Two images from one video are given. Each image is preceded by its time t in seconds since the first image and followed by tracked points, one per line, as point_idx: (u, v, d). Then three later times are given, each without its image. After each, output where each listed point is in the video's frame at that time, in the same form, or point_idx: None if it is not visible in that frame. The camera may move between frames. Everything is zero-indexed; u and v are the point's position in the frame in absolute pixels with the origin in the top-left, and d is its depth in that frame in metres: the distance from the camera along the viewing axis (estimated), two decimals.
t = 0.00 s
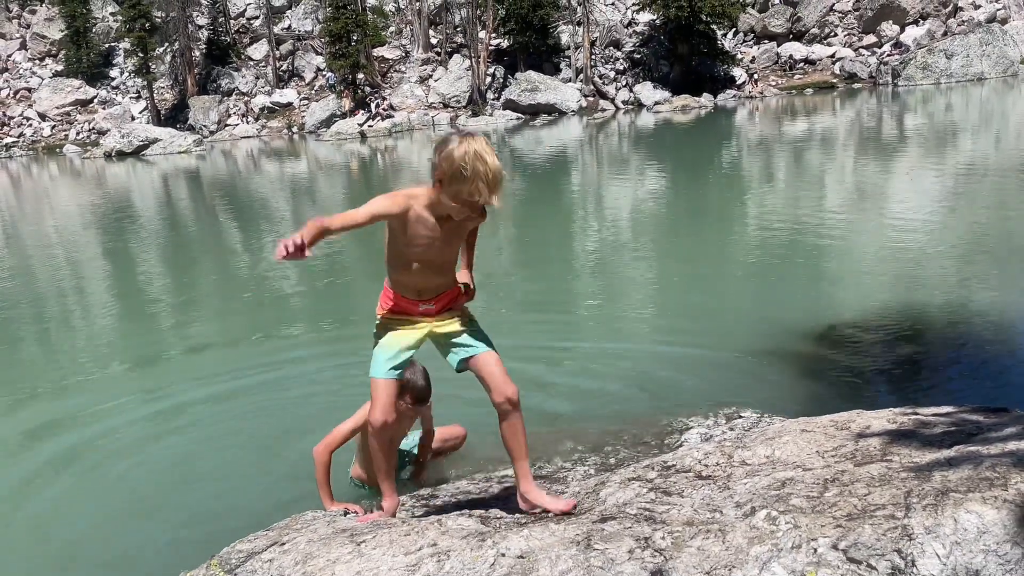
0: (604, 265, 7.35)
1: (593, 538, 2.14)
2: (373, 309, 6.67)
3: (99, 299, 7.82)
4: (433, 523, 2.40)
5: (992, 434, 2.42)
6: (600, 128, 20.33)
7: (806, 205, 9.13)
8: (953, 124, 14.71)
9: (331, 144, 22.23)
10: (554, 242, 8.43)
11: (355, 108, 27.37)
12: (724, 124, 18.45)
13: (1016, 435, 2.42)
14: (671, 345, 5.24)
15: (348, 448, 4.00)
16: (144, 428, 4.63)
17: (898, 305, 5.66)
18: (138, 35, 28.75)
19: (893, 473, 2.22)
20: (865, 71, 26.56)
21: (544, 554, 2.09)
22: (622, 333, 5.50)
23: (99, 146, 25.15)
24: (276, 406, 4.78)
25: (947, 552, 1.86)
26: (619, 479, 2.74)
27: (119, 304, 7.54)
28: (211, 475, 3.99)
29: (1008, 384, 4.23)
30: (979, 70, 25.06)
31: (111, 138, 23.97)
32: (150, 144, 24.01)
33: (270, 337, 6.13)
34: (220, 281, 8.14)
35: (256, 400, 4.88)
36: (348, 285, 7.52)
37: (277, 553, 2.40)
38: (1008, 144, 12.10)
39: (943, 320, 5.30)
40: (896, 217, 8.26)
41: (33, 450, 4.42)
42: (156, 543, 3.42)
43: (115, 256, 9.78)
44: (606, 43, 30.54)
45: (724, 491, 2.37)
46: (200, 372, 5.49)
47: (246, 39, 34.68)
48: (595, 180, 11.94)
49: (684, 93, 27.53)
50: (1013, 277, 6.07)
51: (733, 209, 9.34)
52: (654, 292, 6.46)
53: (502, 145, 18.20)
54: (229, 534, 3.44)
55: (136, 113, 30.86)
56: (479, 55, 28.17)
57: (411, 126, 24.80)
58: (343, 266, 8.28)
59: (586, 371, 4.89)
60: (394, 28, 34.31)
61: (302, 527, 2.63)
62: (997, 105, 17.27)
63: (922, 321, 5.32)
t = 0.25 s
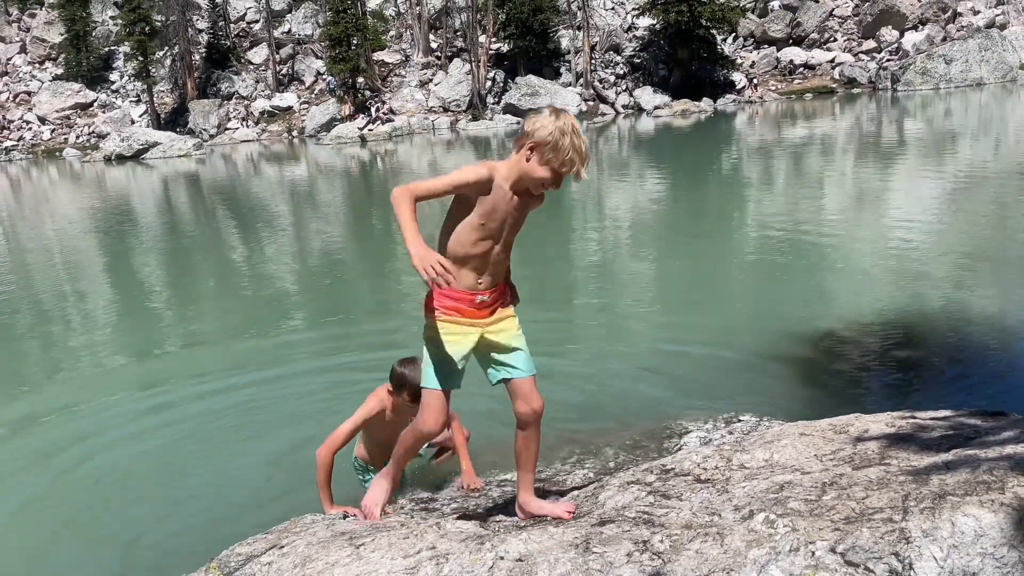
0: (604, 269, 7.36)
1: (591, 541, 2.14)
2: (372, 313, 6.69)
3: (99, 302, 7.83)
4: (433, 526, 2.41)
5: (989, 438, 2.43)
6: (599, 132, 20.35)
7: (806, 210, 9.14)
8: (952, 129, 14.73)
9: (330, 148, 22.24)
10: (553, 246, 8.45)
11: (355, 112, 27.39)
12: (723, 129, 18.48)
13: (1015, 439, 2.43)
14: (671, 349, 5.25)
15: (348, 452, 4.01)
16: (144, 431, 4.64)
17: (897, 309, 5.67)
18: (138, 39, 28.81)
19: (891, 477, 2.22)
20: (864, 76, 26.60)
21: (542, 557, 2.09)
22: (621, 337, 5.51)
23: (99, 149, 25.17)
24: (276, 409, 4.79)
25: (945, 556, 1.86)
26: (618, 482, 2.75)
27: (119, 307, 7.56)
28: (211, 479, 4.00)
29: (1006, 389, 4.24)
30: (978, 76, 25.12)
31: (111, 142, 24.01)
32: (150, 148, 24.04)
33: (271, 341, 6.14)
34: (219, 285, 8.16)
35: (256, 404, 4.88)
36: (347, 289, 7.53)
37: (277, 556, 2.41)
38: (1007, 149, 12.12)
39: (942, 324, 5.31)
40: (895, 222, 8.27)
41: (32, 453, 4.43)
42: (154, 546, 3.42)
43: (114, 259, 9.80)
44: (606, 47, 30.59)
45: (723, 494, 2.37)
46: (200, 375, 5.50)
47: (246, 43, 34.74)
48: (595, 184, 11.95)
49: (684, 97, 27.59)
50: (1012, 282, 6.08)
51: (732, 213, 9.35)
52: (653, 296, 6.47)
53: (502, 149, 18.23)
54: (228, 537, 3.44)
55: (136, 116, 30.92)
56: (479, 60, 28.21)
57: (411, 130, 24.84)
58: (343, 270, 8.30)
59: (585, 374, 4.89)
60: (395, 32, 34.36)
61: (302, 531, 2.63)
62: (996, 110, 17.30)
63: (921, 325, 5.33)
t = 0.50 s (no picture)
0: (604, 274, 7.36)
1: (589, 545, 2.13)
2: (372, 317, 6.68)
3: (98, 307, 7.82)
4: (430, 529, 2.40)
5: (989, 443, 2.43)
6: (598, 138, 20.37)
7: (806, 215, 9.15)
8: (951, 136, 14.75)
9: (330, 153, 22.26)
10: (553, 251, 8.45)
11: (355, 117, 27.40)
12: (722, 134, 18.50)
13: (1014, 443, 2.43)
14: (670, 354, 5.25)
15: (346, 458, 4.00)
16: (142, 435, 4.63)
17: (897, 315, 5.67)
18: (138, 44, 28.86)
19: (891, 481, 2.21)
20: (863, 82, 26.65)
21: (539, 560, 2.08)
22: (620, 342, 5.51)
23: (98, 154, 25.17)
24: (274, 414, 4.78)
25: (944, 560, 1.85)
26: (616, 487, 2.74)
27: (118, 312, 7.55)
28: (211, 482, 4.00)
29: (1006, 394, 4.23)
30: (977, 82, 25.16)
31: (111, 147, 24.03)
32: (150, 152, 24.05)
33: (270, 345, 6.13)
34: (218, 289, 8.15)
35: (255, 409, 4.88)
36: (347, 294, 7.53)
37: (274, 560, 2.40)
38: (1006, 156, 12.14)
39: (941, 330, 5.31)
40: (894, 228, 8.28)
41: (30, 457, 4.42)
42: (152, 550, 3.41)
43: (113, 264, 9.79)
44: (606, 53, 30.65)
45: (722, 499, 2.37)
46: (199, 380, 5.49)
47: (246, 48, 34.79)
48: (594, 190, 11.95)
49: (683, 103, 27.62)
50: (1011, 288, 6.08)
51: (732, 219, 9.35)
52: (653, 301, 6.47)
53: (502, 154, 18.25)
54: (226, 541, 3.43)
55: (136, 121, 30.94)
56: (479, 65, 28.25)
57: (410, 136, 24.86)
58: (342, 275, 8.29)
59: (584, 379, 4.89)
60: (395, 38, 34.41)
61: (299, 534, 2.62)
62: (995, 117, 17.34)
63: (920, 331, 5.33)
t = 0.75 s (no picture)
0: (603, 280, 7.37)
1: (587, 549, 2.13)
2: (371, 323, 6.68)
3: (97, 312, 7.83)
4: (428, 534, 2.40)
5: (988, 448, 2.43)
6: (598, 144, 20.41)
7: (804, 222, 9.16)
8: (949, 143, 14.78)
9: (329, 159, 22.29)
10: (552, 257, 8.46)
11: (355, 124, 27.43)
12: (721, 141, 18.53)
13: (1012, 448, 2.43)
14: (669, 360, 5.25)
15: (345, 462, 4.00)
16: (141, 440, 4.63)
17: (895, 321, 5.67)
18: (138, 50, 28.94)
19: (890, 486, 2.22)
20: (862, 90, 26.72)
21: (537, 565, 2.08)
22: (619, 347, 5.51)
23: (98, 160, 25.20)
24: (273, 419, 4.78)
25: (943, 564, 1.85)
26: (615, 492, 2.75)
27: (117, 317, 7.55)
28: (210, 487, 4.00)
29: (1005, 400, 4.23)
30: (975, 90, 25.23)
31: (111, 152, 24.07)
32: (149, 158, 24.06)
33: (269, 350, 6.14)
34: (217, 295, 8.16)
35: (254, 415, 4.88)
36: (346, 300, 7.53)
37: (272, 564, 2.40)
38: (1005, 163, 12.16)
39: (940, 336, 5.31)
40: (893, 234, 8.29)
41: (28, 462, 4.41)
42: (150, 555, 3.41)
43: (113, 270, 9.80)
44: (605, 60, 30.85)
45: (720, 504, 2.37)
46: (197, 385, 5.49)
47: (246, 54, 34.86)
48: (594, 196, 11.97)
49: (683, 110, 27.70)
50: (1010, 294, 6.09)
51: (731, 226, 9.36)
52: (652, 307, 6.47)
53: (501, 160, 18.28)
54: (224, 547, 3.43)
55: (135, 127, 31.00)
56: (479, 72, 28.31)
57: (410, 142, 24.92)
58: (342, 280, 8.30)
59: (583, 384, 4.89)
60: (394, 44, 34.50)
61: (297, 539, 2.62)
62: (994, 124, 17.37)
63: (919, 337, 5.34)
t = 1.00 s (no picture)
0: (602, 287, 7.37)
1: (586, 555, 2.13)
2: (370, 330, 6.69)
3: (95, 319, 7.82)
4: (426, 539, 2.40)
5: (986, 455, 2.43)
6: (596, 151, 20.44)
7: (803, 229, 9.18)
8: (947, 151, 14.81)
9: (328, 166, 22.31)
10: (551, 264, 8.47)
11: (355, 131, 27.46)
12: (720, 148, 18.57)
13: (1010, 454, 2.43)
14: (667, 365, 5.25)
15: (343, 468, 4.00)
16: (139, 447, 4.63)
17: (894, 328, 5.68)
18: (137, 57, 29.02)
19: (887, 492, 2.22)
20: (861, 97, 26.81)
21: (536, 571, 2.08)
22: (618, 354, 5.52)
23: (98, 167, 25.22)
24: (273, 425, 4.78)
25: (940, 570, 1.85)
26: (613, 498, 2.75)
27: (116, 324, 7.55)
28: (209, 493, 3.99)
29: (1003, 407, 4.23)
30: (973, 98, 25.31)
31: (110, 159, 24.10)
32: (149, 165, 24.08)
33: (268, 357, 6.13)
34: (217, 301, 8.17)
35: (254, 421, 4.88)
36: (345, 306, 7.53)
37: (270, 569, 2.39)
38: (1003, 170, 12.18)
39: (938, 343, 5.33)
40: (891, 241, 8.30)
41: (26, 469, 4.41)
42: (148, 561, 3.40)
43: (112, 276, 9.80)
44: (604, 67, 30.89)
45: (718, 509, 2.37)
46: (196, 391, 5.49)
47: (246, 62, 34.95)
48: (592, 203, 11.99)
49: (681, 118, 27.80)
50: (1009, 302, 6.09)
51: (730, 233, 9.36)
52: (651, 313, 6.48)
53: (500, 167, 18.30)
54: (221, 553, 3.43)
55: (135, 134, 31.05)
56: (478, 79, 28.38)
57: (409, 149, 24.95)
58: (341, 287, 8.31)
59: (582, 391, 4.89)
60: (394, 52, 34.57)
61: (295, 545, 2.61)
62: (992, 132, 17.43)
63: (917, 344, 5.34)
